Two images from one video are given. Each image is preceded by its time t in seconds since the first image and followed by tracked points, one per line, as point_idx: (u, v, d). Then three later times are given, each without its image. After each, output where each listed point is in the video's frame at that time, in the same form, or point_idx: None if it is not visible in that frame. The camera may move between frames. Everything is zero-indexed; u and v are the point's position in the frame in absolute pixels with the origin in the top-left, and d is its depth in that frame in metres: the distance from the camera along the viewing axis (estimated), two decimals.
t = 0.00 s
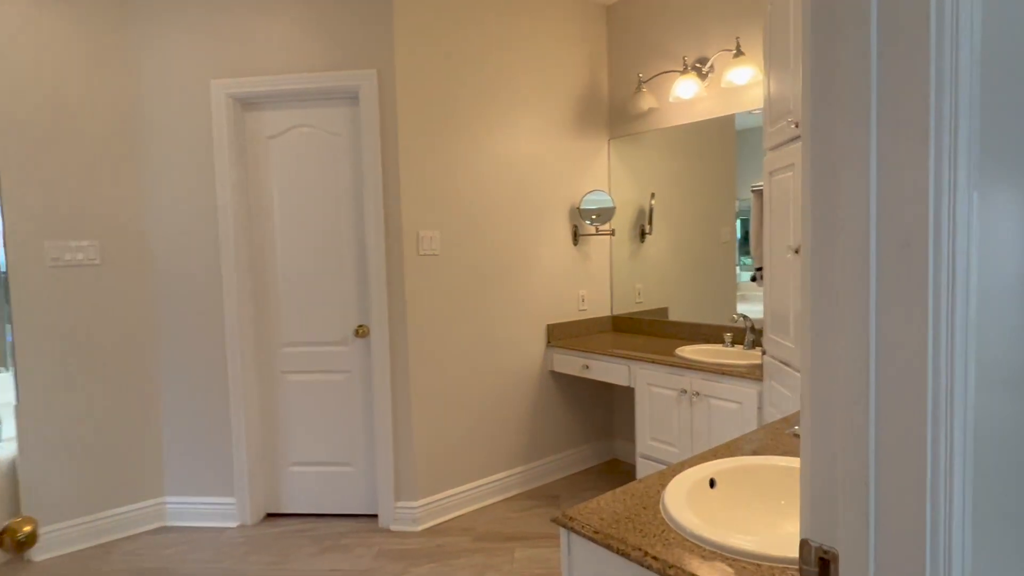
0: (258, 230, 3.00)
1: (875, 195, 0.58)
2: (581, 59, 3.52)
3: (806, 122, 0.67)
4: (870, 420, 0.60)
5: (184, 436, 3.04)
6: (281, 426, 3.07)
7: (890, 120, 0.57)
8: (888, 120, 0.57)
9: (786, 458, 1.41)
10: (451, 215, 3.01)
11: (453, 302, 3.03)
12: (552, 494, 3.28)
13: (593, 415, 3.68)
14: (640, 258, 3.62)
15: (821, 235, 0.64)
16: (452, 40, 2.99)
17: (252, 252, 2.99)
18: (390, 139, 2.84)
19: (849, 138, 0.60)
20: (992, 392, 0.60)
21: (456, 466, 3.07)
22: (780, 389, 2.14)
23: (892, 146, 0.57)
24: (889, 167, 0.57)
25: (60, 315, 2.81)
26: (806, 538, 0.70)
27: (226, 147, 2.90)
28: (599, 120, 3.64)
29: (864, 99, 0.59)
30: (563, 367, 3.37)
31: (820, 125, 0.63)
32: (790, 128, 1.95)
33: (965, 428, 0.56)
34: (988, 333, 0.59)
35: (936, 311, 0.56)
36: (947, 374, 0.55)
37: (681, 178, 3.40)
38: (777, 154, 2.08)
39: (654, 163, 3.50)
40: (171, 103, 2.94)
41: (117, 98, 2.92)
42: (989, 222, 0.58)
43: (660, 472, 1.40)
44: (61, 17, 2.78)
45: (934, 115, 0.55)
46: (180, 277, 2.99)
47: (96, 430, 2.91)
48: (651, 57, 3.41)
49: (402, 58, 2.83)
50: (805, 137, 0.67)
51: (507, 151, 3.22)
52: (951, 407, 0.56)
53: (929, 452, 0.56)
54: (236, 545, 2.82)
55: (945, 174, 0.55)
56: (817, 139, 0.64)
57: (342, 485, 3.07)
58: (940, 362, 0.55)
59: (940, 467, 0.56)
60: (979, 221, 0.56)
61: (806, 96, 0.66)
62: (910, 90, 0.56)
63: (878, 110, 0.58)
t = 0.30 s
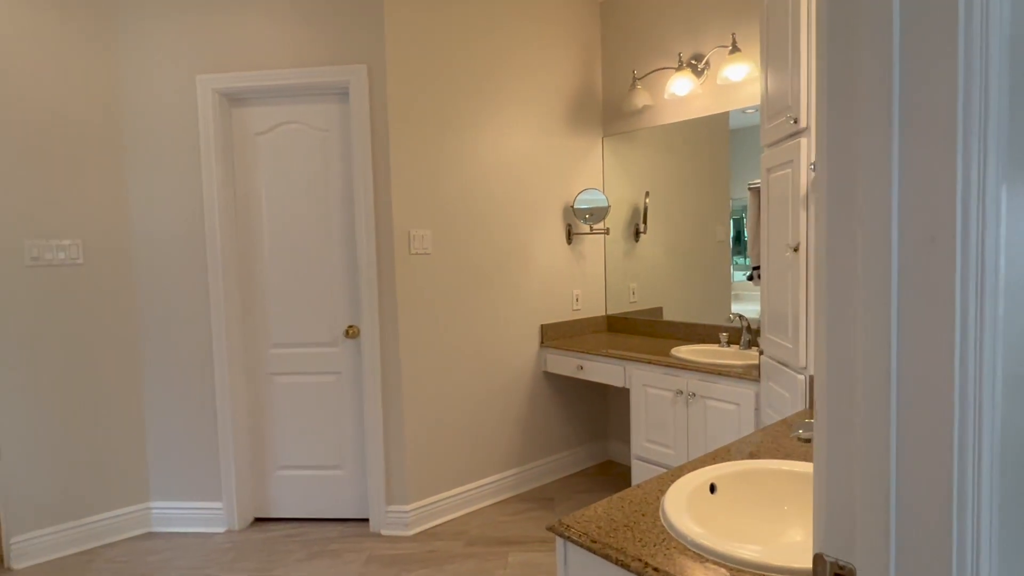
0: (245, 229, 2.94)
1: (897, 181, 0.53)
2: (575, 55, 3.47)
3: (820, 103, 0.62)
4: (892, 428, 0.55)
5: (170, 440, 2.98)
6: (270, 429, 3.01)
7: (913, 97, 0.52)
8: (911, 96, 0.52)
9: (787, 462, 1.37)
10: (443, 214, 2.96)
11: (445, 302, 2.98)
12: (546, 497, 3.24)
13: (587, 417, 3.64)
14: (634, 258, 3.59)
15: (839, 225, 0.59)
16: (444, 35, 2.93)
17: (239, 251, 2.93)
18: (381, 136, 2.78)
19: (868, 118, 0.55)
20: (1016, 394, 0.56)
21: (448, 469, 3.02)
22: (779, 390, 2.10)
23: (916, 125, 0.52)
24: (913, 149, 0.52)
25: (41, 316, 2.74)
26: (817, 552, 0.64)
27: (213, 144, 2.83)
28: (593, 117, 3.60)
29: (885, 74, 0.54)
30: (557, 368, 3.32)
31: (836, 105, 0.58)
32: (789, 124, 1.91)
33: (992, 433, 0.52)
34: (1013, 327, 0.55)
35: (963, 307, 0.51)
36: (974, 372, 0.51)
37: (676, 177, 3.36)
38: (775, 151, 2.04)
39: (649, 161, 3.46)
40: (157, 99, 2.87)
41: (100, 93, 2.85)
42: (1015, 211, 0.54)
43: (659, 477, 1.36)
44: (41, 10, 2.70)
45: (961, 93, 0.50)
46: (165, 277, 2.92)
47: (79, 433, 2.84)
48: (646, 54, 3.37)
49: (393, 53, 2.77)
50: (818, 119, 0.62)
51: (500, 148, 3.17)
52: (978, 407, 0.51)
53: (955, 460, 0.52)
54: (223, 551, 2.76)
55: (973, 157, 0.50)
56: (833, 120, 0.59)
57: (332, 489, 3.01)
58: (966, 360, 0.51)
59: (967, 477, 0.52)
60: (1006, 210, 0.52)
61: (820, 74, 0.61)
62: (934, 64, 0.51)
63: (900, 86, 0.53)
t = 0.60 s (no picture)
0: (234, 233, 2.89)
1: (909, 179, 0.47)
2: (569, 58, 3.44)
3: (824, 100, 0.56)
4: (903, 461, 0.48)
5: (157, 448, 2.93)
6: (259, 437, 2.96)
7: (927, 83, 0.46)
8: (925, 81, 0.46)
9: (787, 473, 1.34)
10: (436, 219, 2.92)
11: (439, 308, 2.94)
12: (540, 505, 3.19)
13: (582, 423, 3.60)
14: (629, 262, 3.55)
15: (845, 229, 0.52)
16: (438, 38, 2.90)
17: (228, 256, 2.88)
18: (371, 139, 2.74)
19: (877, 108, 0.49)
20: None
21: (440, 477, 2.97)
22: (776, 397, 2.06)
23: (931, 115, 0.46)
24: (928, 143, 0.46)
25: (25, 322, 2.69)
26: None
27: (200, 147, 2.79)
28: (589, 121, 3.57)
29: (895, 58, 0.47)
30: (551, 374, 3.28)
31: (841, 93, 0.52)
32: (786, 127, 1.87)
33: (1015, 469, 0.46)
34: None
35: (980, 323, 0.45)
36: (994, 397, 0.45)
37: (671, 181, 3.33)
38: (771, 154, 2.01)
39: (644, 165, 3.43)
40: (143, 101, 2.83)
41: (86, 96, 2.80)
42: None
43: (656, 489, 1.31)
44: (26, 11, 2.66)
45: (980, 78, 0.44)
46: (153, 283, 2.87)
47: (64, 442, 2.79)
48: (641, 57, 3.34)
49: (384, 54, 2.73)
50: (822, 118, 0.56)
51: (494, 152, 3.13)
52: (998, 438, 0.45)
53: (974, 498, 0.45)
54: (210, 562, 2.70)
55: (994, 151, 0.44)
56: (839, 110, 0.52)
57: (323, 498, 2.96)
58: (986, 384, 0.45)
59: (987, 517, 0.45)
60: None
61: (825, 62, 0.55)
62: (950, 45, 0.45)
63: (912, 70, 0.46)
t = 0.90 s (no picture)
0: (223, 238, 2.85)
1: (912, 182, 0.44)
2: (563, 61, 3.41)
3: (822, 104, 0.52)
4: (909, 483, 0.45)
5: (144, 457, 2.87)
6: (249, 445, 2.91)
7: (932, 80, 0.42)
8: (930, 77, 0.42)
9: (784, 486, 1.30)
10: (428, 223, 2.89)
11: (431, 313, 2.90)
12: (535, 514, 3.15)
13: (577, 429, 3.56)
14: (624, 267, 3.52)
15: (845, 234, 0.49)
16: (429, 39, 2.87)
17: (216, 261, 2.84)
18: (363, 142, 2.71)
19: (878, 106, 0.45)
20: None
21: (433, 486, 2.93)
22: (773, 405, 2.03)
23: (935, 114, 0.42)
24: (933, 144, 0.43)
25: (7, 329, 2.63)
26: None
27: (189, 150, 2.75)
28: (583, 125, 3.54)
29: (897, 56, 0.44)
30: (546, 380, 3.24)
31: (840, 91, 0.48)
32: (782, 131, 1.84)
33: None
34: None
35: (992, 336, 0.42)
36: (1007, 422, 0.42)
37: (667, 185, 3.30)
38: (767, 158, 1.98)
39: (639, 168, 3.40)
40: (131, 104, 2.78)
41: (71, 98, 2.75)
42: None
43: (649, 504, 1.27)
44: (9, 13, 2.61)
45: (991, 76, 0.41)
46: (140, 288, 2.82)
47: (48, 451, 2.73)
48: (636, 60, 3.31)
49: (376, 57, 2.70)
50: (821, 122, 0.53)
51: (487, 156, 3.10)
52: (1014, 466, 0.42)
53: (984, 524, 0.42)
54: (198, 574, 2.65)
55: (1004, 153, 0.41)
56: (837, 109, 0.49)
57: (313, 507, 2.91)
58: (998, 407, 0.42)
59: (997, 545, 0.42)
60: None
61: (822, 61, 0.52)
62: (956, 39, 0.42)
63: (916, 66, 0.43)
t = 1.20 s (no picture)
0: (215, 240, 2.81)
1: (922, 168, 0.40)
2: (561, 61, 3.38)
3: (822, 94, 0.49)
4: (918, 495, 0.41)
5: (135, 463, 2.84)
6: (242, 450, 2.87)
7: (945, 58, 0.39)
8: (941, 56, 0.39)
9: (784, 496, 1.26)
10: (423, 226, 2.85)
11: (427, 316, 2.87)
12: (531, 519, 3.11)
13: (575, 434, 3.52)
14: (623, 269, 3.48)
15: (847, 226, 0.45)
16: (424, 39, 2.83)
17: (209, 264, 2.81)
18: (357, 143, 2.67)
19: (884, 87, 0.41)
20: None
21: (428, 491, 2.89)
22: (773, 411, 1.99)
23: (947, 94, 0.39)
24: (943, 134, 0.39)
25: None
26: None
27: (181, 151, 2.71)
28: (581, 125, 3.50)
29: (902, 40, 0.40)
30: (543, 384, 3.20)
31: (842, 72, 0.45)
32: (781, 131, 1.80)
33: None
34: None
35: (1008, 338, 0.38)
36: None
37: (665, 186, 3.26)
38: (767, 159, 1.94)
39: (638, 169, 3.36)
40: (122, 104, 2.75)
41: (62, 99, 2.72)
42: None
43: (644, 514, 1.23)
44: None
45: (1005, 61, 0.37)
46: (132, 291, 2.79)
47: (38, 457, 2.70)
48: (634, 60, 3.28)
49: (370, 56, 2.66)
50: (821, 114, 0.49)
51: (484, 157, 3.06)
52: None
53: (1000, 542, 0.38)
54: None
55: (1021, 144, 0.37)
56: (839, 91, 0.45)
57: (307, 513, 2.87)
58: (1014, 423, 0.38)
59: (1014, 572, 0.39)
60: None
61: (823, 48, 0.48)
62: (969, 19, 0.38)
63: (925, 42, 0.39)
